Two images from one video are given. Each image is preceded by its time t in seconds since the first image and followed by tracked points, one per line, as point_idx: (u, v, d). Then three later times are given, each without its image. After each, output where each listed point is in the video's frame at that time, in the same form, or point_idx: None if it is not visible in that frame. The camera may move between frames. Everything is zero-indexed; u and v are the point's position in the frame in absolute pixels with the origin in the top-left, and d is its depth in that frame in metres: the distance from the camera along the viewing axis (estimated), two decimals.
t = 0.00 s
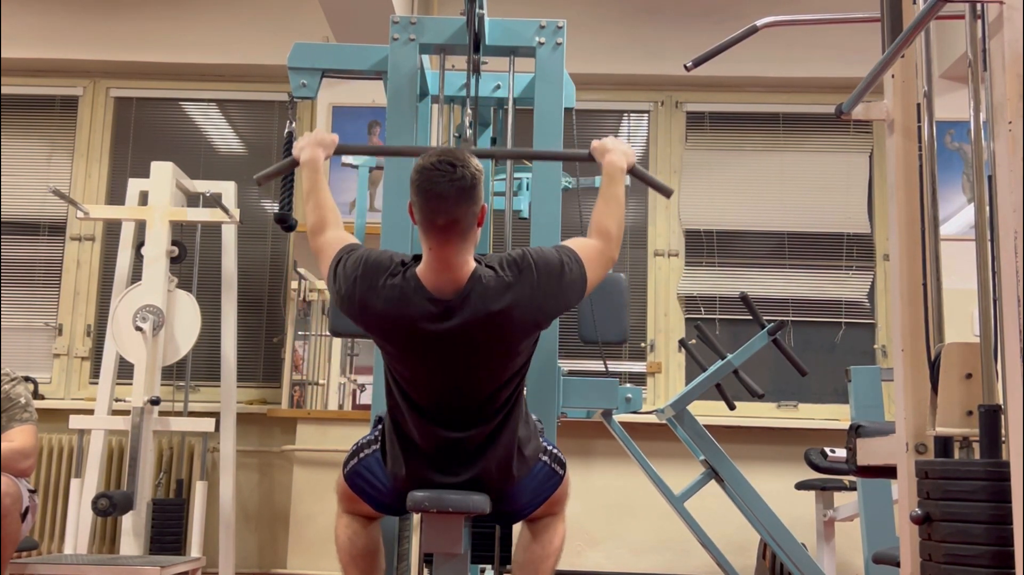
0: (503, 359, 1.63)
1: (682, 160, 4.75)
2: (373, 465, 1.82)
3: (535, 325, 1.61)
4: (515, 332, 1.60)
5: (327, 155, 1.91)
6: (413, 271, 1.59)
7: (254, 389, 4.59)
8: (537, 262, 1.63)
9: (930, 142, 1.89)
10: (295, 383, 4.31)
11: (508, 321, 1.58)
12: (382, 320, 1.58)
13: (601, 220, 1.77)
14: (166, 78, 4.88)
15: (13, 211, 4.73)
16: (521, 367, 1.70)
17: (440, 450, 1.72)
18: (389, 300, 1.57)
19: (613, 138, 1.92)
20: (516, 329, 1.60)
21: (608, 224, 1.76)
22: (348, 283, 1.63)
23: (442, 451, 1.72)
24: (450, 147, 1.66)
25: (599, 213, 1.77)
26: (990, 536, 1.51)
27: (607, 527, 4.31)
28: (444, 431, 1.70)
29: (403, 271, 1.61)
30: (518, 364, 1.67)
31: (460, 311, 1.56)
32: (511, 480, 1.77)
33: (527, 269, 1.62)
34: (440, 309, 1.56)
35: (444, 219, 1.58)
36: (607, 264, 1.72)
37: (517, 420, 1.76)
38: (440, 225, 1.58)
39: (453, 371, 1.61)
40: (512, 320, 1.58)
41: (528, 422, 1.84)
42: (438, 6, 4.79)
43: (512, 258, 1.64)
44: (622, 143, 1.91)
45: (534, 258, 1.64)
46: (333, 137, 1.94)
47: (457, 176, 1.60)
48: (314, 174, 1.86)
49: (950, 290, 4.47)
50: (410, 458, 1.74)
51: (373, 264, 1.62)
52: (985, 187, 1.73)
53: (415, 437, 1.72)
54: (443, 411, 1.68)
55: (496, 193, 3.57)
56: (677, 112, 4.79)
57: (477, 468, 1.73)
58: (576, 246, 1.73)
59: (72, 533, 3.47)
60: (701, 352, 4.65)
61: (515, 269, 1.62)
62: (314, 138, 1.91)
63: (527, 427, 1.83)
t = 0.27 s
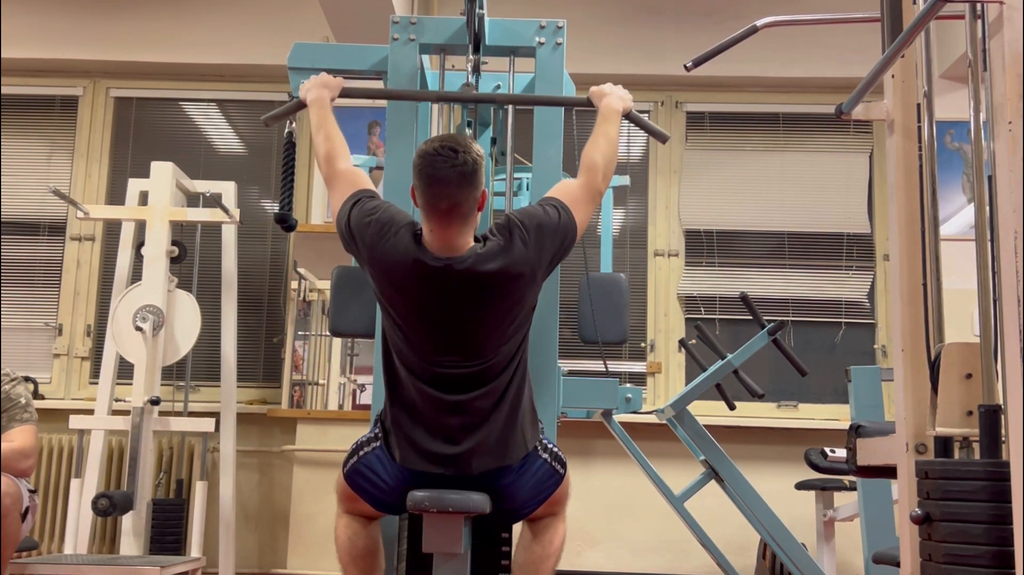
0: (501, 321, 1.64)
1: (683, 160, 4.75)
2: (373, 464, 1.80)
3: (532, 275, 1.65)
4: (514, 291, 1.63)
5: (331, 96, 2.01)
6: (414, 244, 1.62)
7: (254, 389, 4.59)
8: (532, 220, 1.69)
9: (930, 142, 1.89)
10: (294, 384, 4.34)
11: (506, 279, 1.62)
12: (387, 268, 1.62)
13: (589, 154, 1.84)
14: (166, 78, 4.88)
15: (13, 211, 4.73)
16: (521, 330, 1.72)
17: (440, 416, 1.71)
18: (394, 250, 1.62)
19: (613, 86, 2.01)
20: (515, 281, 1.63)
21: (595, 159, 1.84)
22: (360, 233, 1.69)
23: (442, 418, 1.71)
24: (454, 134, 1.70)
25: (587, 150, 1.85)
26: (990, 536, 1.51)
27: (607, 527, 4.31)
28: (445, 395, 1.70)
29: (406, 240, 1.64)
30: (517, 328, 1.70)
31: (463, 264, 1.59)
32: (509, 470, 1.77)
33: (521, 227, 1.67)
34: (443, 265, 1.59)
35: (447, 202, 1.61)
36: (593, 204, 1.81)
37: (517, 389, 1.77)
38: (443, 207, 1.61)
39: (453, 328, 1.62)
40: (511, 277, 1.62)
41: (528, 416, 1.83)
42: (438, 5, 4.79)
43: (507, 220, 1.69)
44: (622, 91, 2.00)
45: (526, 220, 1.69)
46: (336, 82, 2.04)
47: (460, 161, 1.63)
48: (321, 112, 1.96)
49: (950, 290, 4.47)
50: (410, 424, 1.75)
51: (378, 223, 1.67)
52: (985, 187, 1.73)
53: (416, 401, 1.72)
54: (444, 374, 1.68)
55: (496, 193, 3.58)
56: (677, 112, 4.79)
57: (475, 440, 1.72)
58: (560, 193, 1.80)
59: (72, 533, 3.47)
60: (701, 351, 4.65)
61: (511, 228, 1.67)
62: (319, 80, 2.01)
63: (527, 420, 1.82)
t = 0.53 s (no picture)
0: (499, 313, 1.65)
1: (683, 160, 4.75)
2: (373, 460, 1.81)
3: (531, 268, 1.65)
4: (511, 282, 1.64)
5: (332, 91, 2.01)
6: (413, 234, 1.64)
7: (254, 389, 4.59)
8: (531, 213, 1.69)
9: (930, 142, 1.89)
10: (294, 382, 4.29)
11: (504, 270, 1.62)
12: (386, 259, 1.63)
13: (589, 150, 1.84)
14: (166, 77, 4.88)
15: (13, 211, 4.73)
16: (521, 324, 1.72)
17: (440, 409, 1.71)
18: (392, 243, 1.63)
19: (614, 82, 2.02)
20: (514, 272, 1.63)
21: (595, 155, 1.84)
22: (359, 226, 1.69)
23: (442, 411, 1.71)
24: (453, 127, 1.72)
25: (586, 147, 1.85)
26: (989, 536, 1.51)
27: (607, 527, 4.31)
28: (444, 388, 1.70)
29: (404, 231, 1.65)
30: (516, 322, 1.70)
31: (461, 260, 1.60)
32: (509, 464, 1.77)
33: (519, 221, 1.68)
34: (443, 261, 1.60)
35: (446, 193, 1.63)
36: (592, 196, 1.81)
37: (517, 383, 1.77)
38: (441, 198, 1.63)
39: (453, 319, 1.63)
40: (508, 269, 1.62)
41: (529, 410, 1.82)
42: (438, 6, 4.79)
43: (505, 215, 1.69)
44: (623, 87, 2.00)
45: (525, 213, 1.69)
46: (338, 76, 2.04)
47: (459, 154, 1.65)
48: (322, 107, 1.95)
49: (950, 290, 4.47)
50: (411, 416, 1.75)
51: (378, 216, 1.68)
52: (985, 187, 1.73)
53: (416, 394, 1.72)
54: (443, 366, 1.68)
55: (496, 192, 3.58)
56: (677, 112, 4.79)
57: (473, 433, 1.72)
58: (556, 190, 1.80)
59: (72, 532, 3.47)
60: (701, 352, 4.65)
61: (509, 222, 1.67)
62: (320, 74, 2.00)
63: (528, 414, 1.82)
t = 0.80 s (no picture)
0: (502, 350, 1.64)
1: (683, 160, 4.75)
2: (373, 459, 1.82)
3: (534, 308, 1.63)
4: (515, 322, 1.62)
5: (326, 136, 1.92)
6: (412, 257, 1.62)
7: (254, 389, 4.59)
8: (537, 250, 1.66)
9: (930, 142, 1.89)
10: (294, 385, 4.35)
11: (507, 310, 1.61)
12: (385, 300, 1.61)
13: (602, 210, 1.79)
14: (166, 77, 4.88)
15: (13, 211, 4.73)
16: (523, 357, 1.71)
17: (443, 441, 1.73)
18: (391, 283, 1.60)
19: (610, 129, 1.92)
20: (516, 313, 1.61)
21: (606, 212, 1.79)
22: (354, 262, 1.66)
23: (445, 444, 1.73)
24: (450, 144, 1.69)
25: (597, 203, 1.79)
26: (989, 536, 1.51)
27: (607, 527, 4.31)
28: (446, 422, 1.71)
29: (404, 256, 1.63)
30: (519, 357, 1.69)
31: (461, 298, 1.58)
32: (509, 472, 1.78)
33: (525, 257, 1.65)
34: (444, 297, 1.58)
35: (444, 216, 1.61)
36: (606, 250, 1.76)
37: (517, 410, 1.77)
38: (440, 220, 1.61)
39: (454, 360, 1.62)
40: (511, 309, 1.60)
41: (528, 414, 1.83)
42: (438, 6, 4.79)
43: (511, 248, 1.66)
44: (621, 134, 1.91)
45: (529, 250, 1.66)
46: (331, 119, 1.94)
47: (458, 174, 1.63)
48: (311, 161, 1.87)
49: (950, 290, 4.47)
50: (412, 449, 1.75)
51: (375, 252, 1.65)
52: (985, 187, 1.73)
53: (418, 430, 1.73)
54: (444, 402, 1.69)
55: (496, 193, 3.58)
56: (677, 112, 4.79)
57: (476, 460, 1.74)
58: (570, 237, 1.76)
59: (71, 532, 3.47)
60: (701, 352, 4.65)
61: (514, 257, 1.64)
62: (313, 119, 1.91)
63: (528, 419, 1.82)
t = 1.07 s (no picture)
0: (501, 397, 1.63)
1: (683, 160, 4.75)
2: (373, 463, 1.81)
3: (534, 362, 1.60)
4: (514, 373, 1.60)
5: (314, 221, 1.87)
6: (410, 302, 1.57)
7: (253, 389, 4.59)
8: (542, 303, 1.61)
9: (930, 142, 1.89)
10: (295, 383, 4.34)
11: (506, 363, 1.58)
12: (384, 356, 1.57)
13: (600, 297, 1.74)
14: (166, 77, 4.88)
15: (13, 211, 4.73)
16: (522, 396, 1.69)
17: (445, 469, 1.74)
18: (389, 339, 1.56)
19: (615, 207, 1.89)
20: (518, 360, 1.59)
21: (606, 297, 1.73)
22: (348, 316, 1.61)
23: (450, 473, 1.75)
24: (447, 176, 1.61)
25: (604, 288, 1.74)
26: (989, 536, 1.51)
27: (607, 528, 4.31)
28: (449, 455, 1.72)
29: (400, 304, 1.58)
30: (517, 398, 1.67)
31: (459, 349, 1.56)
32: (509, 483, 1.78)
33: (530, 304, 1.60)
34: (444, 343, 1.55)
35: (442, 254, 1.55)
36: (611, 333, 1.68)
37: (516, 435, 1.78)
38: (438, 258, 1.55)
39: (456, 405, 1.62)
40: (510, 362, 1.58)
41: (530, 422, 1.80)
42: (438, 6, 4.79)
43: (514, 296, 1.61)
44: (625, 211, 1.88)
45: (533, 300, 1.61)
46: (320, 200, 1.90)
47: (456, 211, 1.56)
48: (300, 244, 1.81)
49: (950, 290, 4.47)
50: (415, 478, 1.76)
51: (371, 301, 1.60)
52: (985, 187, 1.73)
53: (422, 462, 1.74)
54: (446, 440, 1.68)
55: (496, 193, 3.58)
56: (677, 112, 4.79)
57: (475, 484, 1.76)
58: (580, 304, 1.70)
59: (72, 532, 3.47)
60: (701, 352, 4.65)
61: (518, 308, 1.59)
62: (303, 201, 1.86)
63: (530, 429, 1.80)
